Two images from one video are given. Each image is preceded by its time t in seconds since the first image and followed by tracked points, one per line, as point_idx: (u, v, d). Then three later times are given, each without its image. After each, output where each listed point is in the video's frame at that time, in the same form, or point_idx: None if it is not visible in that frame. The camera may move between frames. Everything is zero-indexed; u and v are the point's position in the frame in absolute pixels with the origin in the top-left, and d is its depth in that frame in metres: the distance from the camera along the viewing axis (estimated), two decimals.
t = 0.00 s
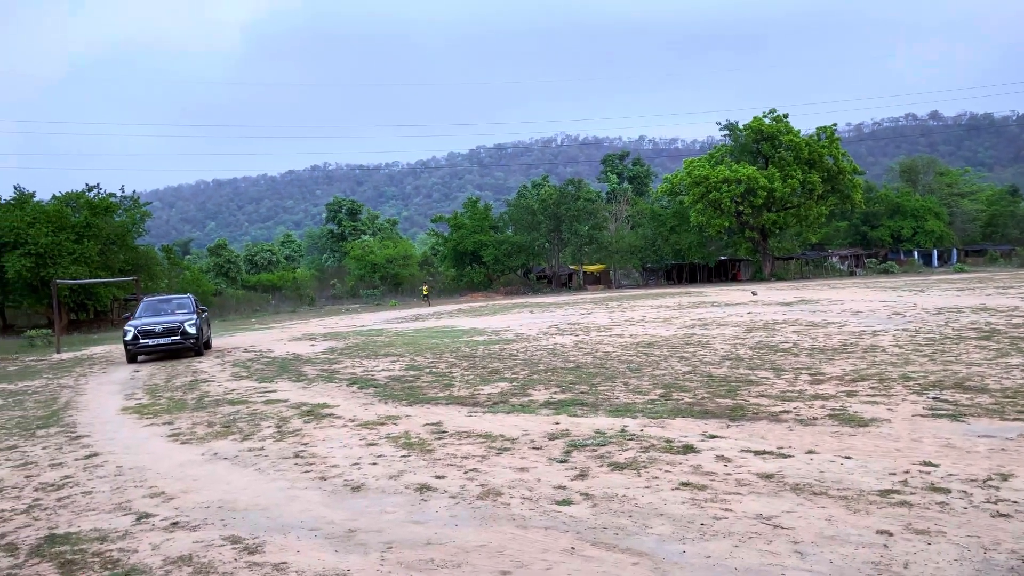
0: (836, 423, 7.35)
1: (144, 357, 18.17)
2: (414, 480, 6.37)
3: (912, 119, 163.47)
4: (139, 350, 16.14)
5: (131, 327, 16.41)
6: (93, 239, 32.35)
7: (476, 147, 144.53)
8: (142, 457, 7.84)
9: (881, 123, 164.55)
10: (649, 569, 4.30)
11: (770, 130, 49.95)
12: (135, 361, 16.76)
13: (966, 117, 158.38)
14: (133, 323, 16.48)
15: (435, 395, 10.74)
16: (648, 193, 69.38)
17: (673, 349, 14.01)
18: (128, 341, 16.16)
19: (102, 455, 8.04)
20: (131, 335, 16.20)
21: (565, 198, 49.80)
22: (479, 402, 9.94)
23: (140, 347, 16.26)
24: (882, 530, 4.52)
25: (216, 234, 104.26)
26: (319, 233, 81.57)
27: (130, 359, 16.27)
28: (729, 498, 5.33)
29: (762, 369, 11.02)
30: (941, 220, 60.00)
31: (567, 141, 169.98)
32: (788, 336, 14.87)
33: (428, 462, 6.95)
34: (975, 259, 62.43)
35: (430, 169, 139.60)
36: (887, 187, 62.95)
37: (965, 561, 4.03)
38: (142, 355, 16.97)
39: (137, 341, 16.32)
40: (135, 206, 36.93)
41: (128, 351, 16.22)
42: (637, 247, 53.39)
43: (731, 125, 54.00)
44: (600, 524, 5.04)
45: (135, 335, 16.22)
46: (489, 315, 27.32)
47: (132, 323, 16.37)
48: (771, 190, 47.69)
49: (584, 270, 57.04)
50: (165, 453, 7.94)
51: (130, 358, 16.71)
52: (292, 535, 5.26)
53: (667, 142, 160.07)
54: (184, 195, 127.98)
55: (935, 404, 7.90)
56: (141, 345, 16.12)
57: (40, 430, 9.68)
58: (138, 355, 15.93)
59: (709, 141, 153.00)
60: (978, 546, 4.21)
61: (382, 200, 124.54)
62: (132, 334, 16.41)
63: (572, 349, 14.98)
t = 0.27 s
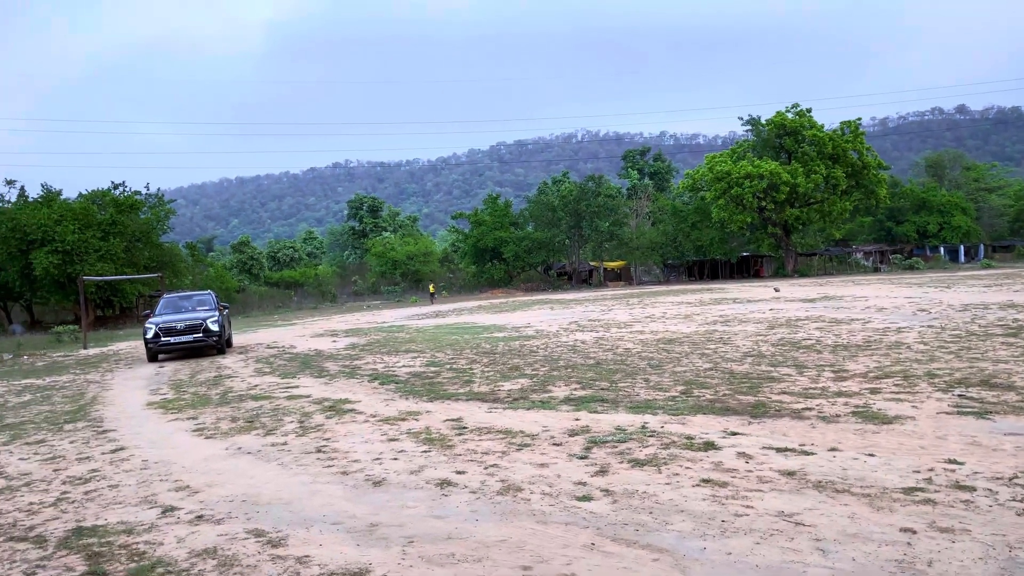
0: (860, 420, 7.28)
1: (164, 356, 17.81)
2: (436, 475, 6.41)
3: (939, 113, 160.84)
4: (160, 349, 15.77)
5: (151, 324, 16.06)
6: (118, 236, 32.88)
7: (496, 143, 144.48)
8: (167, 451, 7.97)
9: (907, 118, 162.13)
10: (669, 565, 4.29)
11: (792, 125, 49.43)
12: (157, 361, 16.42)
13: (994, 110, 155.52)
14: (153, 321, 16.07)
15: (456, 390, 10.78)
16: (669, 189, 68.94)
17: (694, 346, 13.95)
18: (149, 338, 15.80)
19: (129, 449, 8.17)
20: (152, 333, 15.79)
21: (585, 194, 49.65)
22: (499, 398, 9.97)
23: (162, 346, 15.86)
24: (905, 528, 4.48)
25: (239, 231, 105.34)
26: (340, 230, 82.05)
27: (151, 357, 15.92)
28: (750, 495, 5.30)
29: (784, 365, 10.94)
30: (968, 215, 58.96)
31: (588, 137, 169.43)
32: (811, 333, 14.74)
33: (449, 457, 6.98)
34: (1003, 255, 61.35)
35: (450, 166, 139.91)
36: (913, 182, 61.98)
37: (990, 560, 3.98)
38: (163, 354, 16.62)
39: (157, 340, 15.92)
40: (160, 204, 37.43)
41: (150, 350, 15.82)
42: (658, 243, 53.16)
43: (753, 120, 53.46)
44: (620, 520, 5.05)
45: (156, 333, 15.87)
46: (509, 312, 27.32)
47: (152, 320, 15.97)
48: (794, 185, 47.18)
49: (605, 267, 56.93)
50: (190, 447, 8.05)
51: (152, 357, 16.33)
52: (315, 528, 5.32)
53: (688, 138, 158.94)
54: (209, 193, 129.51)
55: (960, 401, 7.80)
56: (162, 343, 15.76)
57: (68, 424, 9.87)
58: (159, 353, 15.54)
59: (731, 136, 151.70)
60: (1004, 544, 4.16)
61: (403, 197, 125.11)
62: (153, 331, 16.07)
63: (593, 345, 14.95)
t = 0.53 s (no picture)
0: (887, 418, 7.18)
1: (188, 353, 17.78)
2: (459, 470, 6.44)
3: (972, 106, 157.58)
4: (186, 346, 15.73)
5: (177, 321, 16.02)
6: (149, 232, 33.31)
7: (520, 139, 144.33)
8: (195, 444, 8.10)
9: (938, 111, 159.04)
10: (692, 562, 4.27)
11: (820, 119, 48.74)
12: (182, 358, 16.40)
13: None
14: (179, 318, 16.04)
15: (479, 386, 10.81)
16: (694, 184, 68.38)
17: (718, 342, 13.85)
18: (175, 335, 15.77)
19: (158, 442, 8.32)
20: (177, 329, 15.76)
21: (609, 189, 49.47)
22: (522, 393, 9.99)
23: (188, 343, 15.83)
24: (933, 527, 4.41)
25: (266, 227, 106.52)
26: (365, 226, 82.60)
27: (176, 354, 15.89)
28: (774, 492, 5.26)
29: (811, 362, 10.82)
30: (1001, 210, 57.78)
31: (612, 133, 168.55)
32: (838, 329, 14.56)
33: (472, 452, 7.01)
34: None
35: (474, 162, 140.13)
36: (944, 176, 60.85)
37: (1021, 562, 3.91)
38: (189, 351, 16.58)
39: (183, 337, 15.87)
40: (188, 200, 37.94)
41: (176, 347, 15.79)
42: (683, 239, 52.80)
43: (780, 114, 52.80)
44: (643, 517, 5.03)
45: (182, 329, 15.83)
46: (532, 308, 27.32)
47: (178, 316, 15.93)
48: (822, 180, 46.50)
49: (629, 263, 56.70)
50: (218, 441, 8.18)
51: (177, 354, 16.30)
52: (339, 522, 5.38)
53: (714, 132, 157.45)
54: (236, 190, 131.19)
55: (991, 399, 7.66)
56: (189, 339, 15.73)
57: (99, 417, 10.06)
58: (185, 349, 15.51)
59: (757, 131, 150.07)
60: None
61: (427, 193, 125.62)
62: (178, 328, 16.04)
63: (617, 342, 14.91)
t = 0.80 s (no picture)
0: (914, 416, 7.09)
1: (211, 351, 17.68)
2: (481, 465, 6.46)
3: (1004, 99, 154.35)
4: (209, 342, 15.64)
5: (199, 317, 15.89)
6: (175, 227, 33.90)
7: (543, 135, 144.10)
8: (221, 438, 8.21)
9: (969, 105, 156.02)
10: (714, 559, 4.26)
11: (847, 114, 48.04)
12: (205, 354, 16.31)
13: None
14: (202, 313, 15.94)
15: (501, 381, 10.84)
16: (719, 179, 67.78)
17: (742, 338, 13.75)
18: (198, 332, 15.65)
19: (185, 434, 8.45)
20: (201, 325, 15.66)
21: (632, 184, 49.22)
22: (544, 389, 10.01)
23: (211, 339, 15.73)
24: (960, 527, 4.35)
25: (290, 223, 107.48)
26: (389, 221, 83.02)
27: (199, 351, 15.77)
28: (798, 490, 5.22)
29: (836, 359, 10.70)
30: None
31: (636, 128, 167.62)
32: (864, 326, 14.37)
33: (494, 448, 7.04)
34: None
35: (497, 158, 140.17)
36: (974, 171, 59.74)
37: None
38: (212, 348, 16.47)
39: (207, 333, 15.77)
40: (214, 196, 38.42)
41: (199, 343, 15.70)
42: (707, 234, 52.40)
43: (806, 109, 52.12)
44: (665, 513, 5.02)
45: (205, 326, 15.70)
46: (554, 304, 27.29)
47: (201, 312, 15.84)
48: (849, 175, 45.84)
49: (652, 259, 56.44)
50: (243, 434, 8.29)
51: (199, 351, 16.19)
52: (362, 515, 5.43)
53: (739, 127, 155.83)
54: (262, 185, 132.53)
55: (1021, 398, 7.52)
56: (212, 336, 15.62)
57: (127, 410, 10.24)
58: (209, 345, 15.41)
59: (783, 125, 148.33)
60: None
61: (450, 188, 125.95)
62: (200, 324, 15.93)
63: (639, 338, 14.86)
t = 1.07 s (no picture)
0: (937, 415, 7.00)
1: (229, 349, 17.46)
2: (499, 462, 6.48)
3: None
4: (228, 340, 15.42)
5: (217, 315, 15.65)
6: (197, 224, 34.32)
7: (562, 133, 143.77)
8: (242, 433, 8.30)
9: (996, 101, 153.35)
10: (733, 558, 4.24)
11: (871, 110, 47.40)
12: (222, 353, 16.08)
13: None
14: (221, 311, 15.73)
15: (519, 379, 10.85)
16: (740, 177, 67.22)
17: (763, 337, 13.63)
18: (216, 330, 15.43)
19: (206, 429, 8.56)
20: (220, 324, 15.45)
21: (652, 181, 49.00)
22: (562, 386, 10.00)
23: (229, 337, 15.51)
24: (983, 528, 4.29)
25: (311, 220, 108.28)
26: (408, 219, 83.28)
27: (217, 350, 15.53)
28: (818, 490, 5.18)
29: (858, 358, 10.58)
30: None
31: (657, 125, 166.68)
32: (887, 325, 14.19)
33: (512, 444, 7.05)
34: None
35: (516, 155, 140.08)
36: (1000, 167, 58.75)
37: None
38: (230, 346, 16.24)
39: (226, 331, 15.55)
40: (236, 193, 38.77)
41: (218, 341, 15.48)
42: (727, 232, 52.01)
43: (829, 105, 51.49)
44: (683, 512, 5.00)
45: (223, 324, 15.46)
46: (572, 301, 27.22)
47: (220, 310, 15.62)
48: (872, 172, 45.26)
49: (672, 256, 56.16)
50: (263, 429, 8.38)
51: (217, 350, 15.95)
52: (380, 511, 5.46)
53: (760, 123, 154.38)
54: (283, 183, 133.55)
55: None
56: (231, 334, 15.40)
57: (150, 405, 10.39)
58: (228, 344, 15.19)
59: (805, 122, 146.73)
60: None
61: (469, 186, 126.09)
62: (218, 322, 15.71)
63: (658, 336, 14.79)
